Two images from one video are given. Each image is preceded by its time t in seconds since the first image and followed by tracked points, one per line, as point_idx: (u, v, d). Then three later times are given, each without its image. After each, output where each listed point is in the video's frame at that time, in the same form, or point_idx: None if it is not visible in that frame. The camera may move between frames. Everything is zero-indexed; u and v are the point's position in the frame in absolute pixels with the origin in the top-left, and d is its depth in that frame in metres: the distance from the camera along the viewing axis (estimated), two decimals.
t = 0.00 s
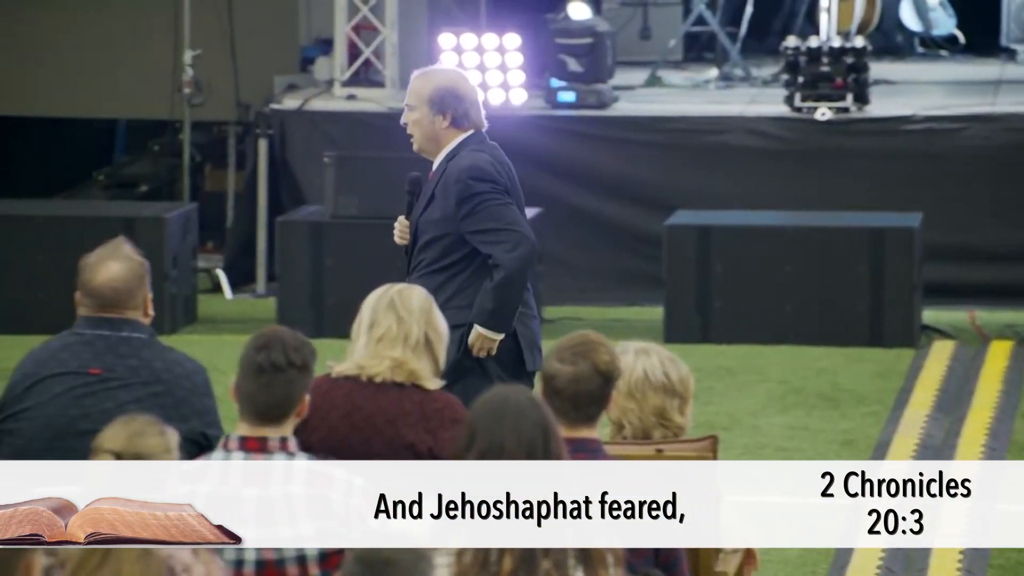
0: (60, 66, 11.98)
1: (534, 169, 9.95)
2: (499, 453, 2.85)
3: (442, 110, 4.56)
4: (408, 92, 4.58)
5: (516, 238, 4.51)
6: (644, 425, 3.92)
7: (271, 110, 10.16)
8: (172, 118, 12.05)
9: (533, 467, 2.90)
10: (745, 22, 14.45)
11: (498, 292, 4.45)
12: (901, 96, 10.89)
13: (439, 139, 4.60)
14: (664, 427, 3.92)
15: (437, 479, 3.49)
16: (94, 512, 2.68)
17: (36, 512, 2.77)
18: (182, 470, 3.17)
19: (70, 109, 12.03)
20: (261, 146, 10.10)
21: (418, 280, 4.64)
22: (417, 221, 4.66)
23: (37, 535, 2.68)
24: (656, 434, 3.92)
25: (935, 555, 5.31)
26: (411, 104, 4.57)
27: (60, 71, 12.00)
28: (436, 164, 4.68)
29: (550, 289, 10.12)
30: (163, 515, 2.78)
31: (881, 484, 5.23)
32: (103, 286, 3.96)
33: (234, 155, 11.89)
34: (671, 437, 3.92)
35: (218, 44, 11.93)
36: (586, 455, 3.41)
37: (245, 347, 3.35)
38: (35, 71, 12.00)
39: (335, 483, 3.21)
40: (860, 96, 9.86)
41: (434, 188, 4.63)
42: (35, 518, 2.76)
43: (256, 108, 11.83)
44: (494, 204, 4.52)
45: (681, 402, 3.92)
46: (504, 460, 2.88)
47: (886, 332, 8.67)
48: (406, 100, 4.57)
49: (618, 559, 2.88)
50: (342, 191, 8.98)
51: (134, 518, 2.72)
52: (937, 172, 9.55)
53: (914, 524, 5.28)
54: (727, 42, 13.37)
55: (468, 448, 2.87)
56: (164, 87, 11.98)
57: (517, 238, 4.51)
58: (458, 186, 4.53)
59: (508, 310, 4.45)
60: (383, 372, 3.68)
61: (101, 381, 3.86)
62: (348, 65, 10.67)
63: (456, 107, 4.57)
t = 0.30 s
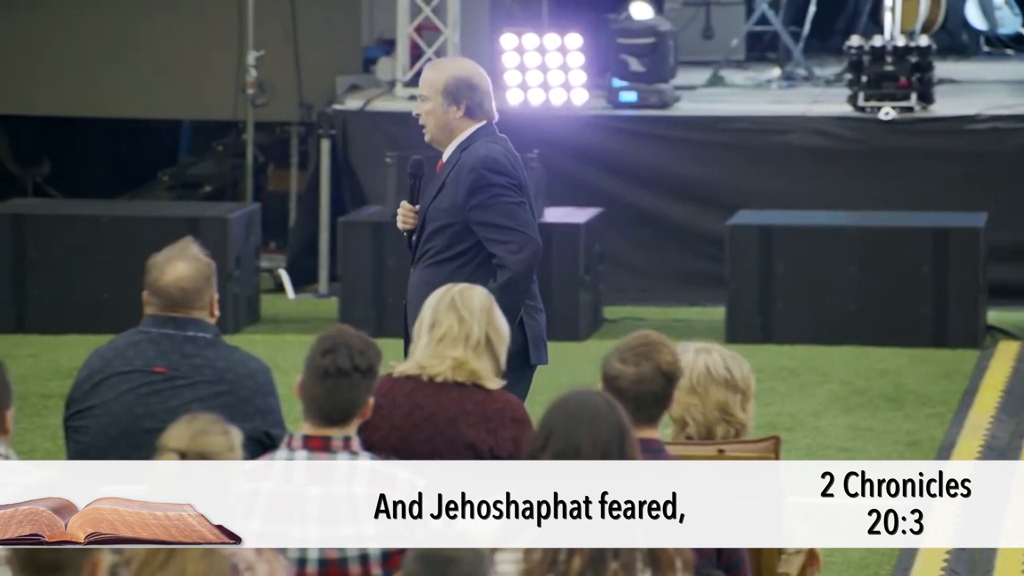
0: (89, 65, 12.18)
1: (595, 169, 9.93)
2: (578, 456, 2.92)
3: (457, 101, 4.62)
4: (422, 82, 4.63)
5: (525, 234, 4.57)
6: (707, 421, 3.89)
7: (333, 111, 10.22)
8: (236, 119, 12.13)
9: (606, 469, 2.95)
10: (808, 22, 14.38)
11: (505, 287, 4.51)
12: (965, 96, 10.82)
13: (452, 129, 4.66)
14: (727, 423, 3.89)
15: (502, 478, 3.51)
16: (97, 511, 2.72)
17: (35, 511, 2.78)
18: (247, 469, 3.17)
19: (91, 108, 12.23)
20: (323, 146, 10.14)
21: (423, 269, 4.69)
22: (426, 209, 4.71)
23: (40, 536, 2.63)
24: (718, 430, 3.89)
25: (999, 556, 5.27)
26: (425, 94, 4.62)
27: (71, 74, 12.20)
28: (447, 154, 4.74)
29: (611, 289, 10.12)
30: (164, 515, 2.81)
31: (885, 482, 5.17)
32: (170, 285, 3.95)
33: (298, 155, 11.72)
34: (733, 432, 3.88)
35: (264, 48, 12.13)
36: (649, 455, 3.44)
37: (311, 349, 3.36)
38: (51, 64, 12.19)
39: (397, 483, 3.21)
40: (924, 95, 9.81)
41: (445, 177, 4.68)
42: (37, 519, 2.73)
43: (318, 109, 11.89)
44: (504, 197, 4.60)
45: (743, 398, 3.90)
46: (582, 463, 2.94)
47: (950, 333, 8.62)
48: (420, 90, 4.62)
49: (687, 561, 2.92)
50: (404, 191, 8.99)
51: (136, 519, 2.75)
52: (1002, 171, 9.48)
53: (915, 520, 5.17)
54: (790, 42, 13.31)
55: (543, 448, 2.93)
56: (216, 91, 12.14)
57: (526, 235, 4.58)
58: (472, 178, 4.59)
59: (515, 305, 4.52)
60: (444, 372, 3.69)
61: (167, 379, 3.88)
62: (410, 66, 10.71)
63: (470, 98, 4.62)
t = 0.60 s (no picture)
0: (92, 65, 12.62)
1: (635, 168, 9.94)
2: (627, 457, 2.93)
3: (464, 100, 4.47)
4: (426, 83, 4.47)
5: (519, 241, 4.44)
6: (745, 424, 3.89)
7: (374, 112, 10.24)
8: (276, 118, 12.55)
9: (654, 469, 2.96)
10: (850, 21, 14.34)
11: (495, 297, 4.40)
12: (1006, 95, 10.78)
13: (458, 129, 4.51)
14: (765, 426, 3.88)
15: (546, 477, 3.53)
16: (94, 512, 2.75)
17: (36, 513, 2.92)
18: (288, 469, 3.13)
19: (90, 106, 12.70)
20: (364, 147, 10.17)
21: (423, 268, 4.57)
22: (429, 208, 4.58)
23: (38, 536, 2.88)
24: (755, 432, 3.89)
25: None
26: (430, 96, 4.47)
27: (70, 74, 12.67)
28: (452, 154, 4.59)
29: (649, 290, 10.11)
30: (162, 516, 2.84)
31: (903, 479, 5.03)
32: (209, 285, 3.85)
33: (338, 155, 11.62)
34: (772, 435, 3.88)
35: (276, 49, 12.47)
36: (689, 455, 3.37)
37: (352, 349, 3.34)
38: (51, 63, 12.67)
39: (436, 482, 3.21)
40: (967, 94, 9.81)
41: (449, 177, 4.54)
42: (35, 517, 2.92)
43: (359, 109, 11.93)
44: (505, 200, 4.45)
45: (781, 399, 3.89)
46: (631, 463, 2.95)
47: (993, 333, 8.58)
48: (425, 91, 4.47)
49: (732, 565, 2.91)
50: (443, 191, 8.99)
51: (135, 520, 2.77)
52: None
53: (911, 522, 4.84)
54: (830, 41, 13.26)
55: (592, 449, 2.94)
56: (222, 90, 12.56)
57: (522, 243, 4.44)
58: (472, 180, 4.45)
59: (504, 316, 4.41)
60: (484, 372, 3.70)
61: (208, 379, 3.81)
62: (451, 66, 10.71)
63: (477, 98, 4.48)
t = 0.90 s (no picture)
0: (95, 64, 12.74)
1: (679, 168, 9.94)
2: (674, 457, 2.93)
3: (467, 108, 4.42)
4: (428, 90, 4.42)
5: (509, 256, 4.34)
6: (791, 423, 3.88)
7: (420, 112, 10.25)
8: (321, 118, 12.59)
9: (700, 469, 2.96)
10: (896, 20, 14.27)
11: (480, 310, 4.32)
12: None
13: (463, 137, 4.46)
14: (812, 425, 3.87)
15: (593, 477, 3.53)
16: (94, 512, 2.85)
17: (34, 513, 3.01)
18: (333, 468, 3.13)
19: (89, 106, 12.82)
20: (409, 147, 10.18)
21: (420, 275, 4.51)
22: (429, 216, 4.52)
23: (40, 535, 2.98)
24: (802, 431, 3.87)
25: None
26: (433, 103, 4.42)
27: (72, 74, 12.79)
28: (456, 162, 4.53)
29: (694, 290, 10.08)
30: (164, 516, 2.81)
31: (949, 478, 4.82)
32: (254, 284, 3.86)
33: (383, 156, 11.75)
34: (818, 434, 3.87)
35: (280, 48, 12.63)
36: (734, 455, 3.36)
37: (400, 346, 3.35)
38: (48, 62, 12.80)
39: (482, 484, 3.18)
40: (1015, 94, 9.72)
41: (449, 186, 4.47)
42: (36, 517, 3.00)
43: (404, 110, 11.96)
44: (498, 214, 4.35)
45: (827, 398, 3.87)
46: (677, 462, 2.95)
47: None
48: (426, 99, 4.42)
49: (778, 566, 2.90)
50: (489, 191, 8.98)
51: (135, 519, 2.75)
52: None
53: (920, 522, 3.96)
54: (877, 40, 13.19)
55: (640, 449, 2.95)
56: (224, 88, 12.68)
57: (511, 257, 4.35)
58: (468, 191, 4.37)
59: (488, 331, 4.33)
60: (528, 373, 3.69)
61: (253, 377, 3.81)
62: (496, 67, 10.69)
63: (479, 105, 4.43)
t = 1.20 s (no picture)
0: (135, 66, 12.83)
1: (721, 169, 9.91)
2: (715, 458, 2.93)
3: (453, 105, 4.35)
4: (414, 86, 4.36)
5: (487, 259, 4.31)
6: (833, 425, 3.86)
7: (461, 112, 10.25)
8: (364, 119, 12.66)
9: (737, 470, 2.96)
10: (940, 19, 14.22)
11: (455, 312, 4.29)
12: None
13: (448, 134, 4.39)
14: (853, 426, 3.85)
15: (633, 479, 3.51)
16: (92, 512, 2.92)
17: (35, 513, 3.03)
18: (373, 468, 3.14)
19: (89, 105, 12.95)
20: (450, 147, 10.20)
21: (397, 270, 4.48)
22: (410, 212, 4.47)
23: (38, 536, 2.99)
24: (845, 433, 3.86)
25: None
26: (419, 99, 4.35)
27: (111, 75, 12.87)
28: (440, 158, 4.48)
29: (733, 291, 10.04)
30: (166, 515, 2.87)
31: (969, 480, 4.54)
32: (294, 284, 3.88)
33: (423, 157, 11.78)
34: (859, 435, 3.85)
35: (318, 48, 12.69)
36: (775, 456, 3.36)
37: (441, 347, 3.35)
38: (48, 62, 12.94)
39: (523, 484, 3.18)
40: None
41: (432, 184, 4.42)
42: (35, 517, 3.03)
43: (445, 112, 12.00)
44: (478, 216, 4.31)
45: (869, 400, 3.85)
46: (719, 463, 2.95)
47: None
48: (413, 94, 4.36)
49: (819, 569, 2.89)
50: (530, 191, 8.98)
51: (137, 519, 2.88)
52: None
53: (920, 522, 3.69)
54: (920, 40, 13.13)
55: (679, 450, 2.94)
56: (258, 90, 12.74)
57: (489, 261, 4.31)
58: (450, 191, 4.33)
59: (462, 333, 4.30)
60: (569, 373, 3.70)
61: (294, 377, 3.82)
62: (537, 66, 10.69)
63: (464, 104, 4.35)
